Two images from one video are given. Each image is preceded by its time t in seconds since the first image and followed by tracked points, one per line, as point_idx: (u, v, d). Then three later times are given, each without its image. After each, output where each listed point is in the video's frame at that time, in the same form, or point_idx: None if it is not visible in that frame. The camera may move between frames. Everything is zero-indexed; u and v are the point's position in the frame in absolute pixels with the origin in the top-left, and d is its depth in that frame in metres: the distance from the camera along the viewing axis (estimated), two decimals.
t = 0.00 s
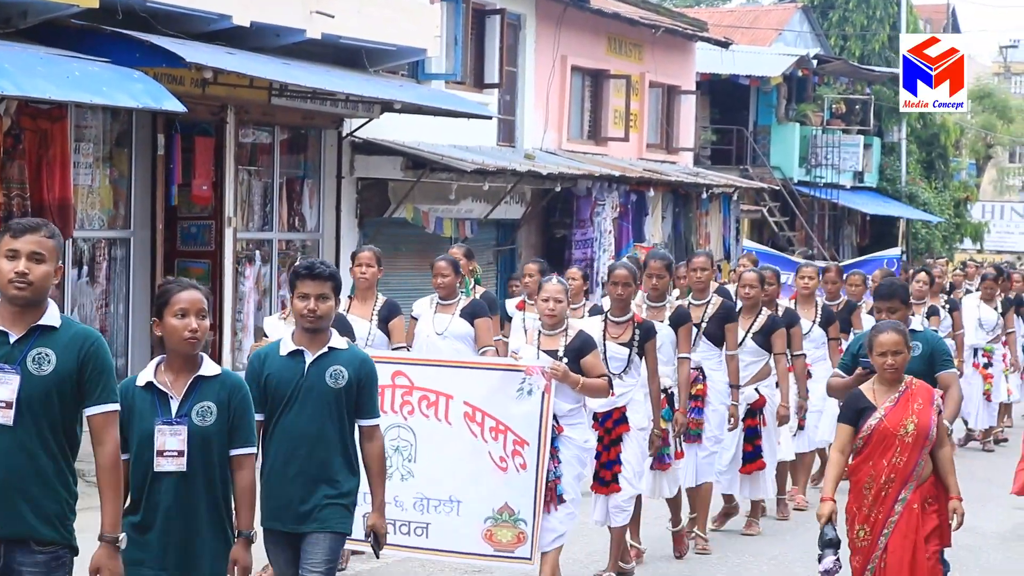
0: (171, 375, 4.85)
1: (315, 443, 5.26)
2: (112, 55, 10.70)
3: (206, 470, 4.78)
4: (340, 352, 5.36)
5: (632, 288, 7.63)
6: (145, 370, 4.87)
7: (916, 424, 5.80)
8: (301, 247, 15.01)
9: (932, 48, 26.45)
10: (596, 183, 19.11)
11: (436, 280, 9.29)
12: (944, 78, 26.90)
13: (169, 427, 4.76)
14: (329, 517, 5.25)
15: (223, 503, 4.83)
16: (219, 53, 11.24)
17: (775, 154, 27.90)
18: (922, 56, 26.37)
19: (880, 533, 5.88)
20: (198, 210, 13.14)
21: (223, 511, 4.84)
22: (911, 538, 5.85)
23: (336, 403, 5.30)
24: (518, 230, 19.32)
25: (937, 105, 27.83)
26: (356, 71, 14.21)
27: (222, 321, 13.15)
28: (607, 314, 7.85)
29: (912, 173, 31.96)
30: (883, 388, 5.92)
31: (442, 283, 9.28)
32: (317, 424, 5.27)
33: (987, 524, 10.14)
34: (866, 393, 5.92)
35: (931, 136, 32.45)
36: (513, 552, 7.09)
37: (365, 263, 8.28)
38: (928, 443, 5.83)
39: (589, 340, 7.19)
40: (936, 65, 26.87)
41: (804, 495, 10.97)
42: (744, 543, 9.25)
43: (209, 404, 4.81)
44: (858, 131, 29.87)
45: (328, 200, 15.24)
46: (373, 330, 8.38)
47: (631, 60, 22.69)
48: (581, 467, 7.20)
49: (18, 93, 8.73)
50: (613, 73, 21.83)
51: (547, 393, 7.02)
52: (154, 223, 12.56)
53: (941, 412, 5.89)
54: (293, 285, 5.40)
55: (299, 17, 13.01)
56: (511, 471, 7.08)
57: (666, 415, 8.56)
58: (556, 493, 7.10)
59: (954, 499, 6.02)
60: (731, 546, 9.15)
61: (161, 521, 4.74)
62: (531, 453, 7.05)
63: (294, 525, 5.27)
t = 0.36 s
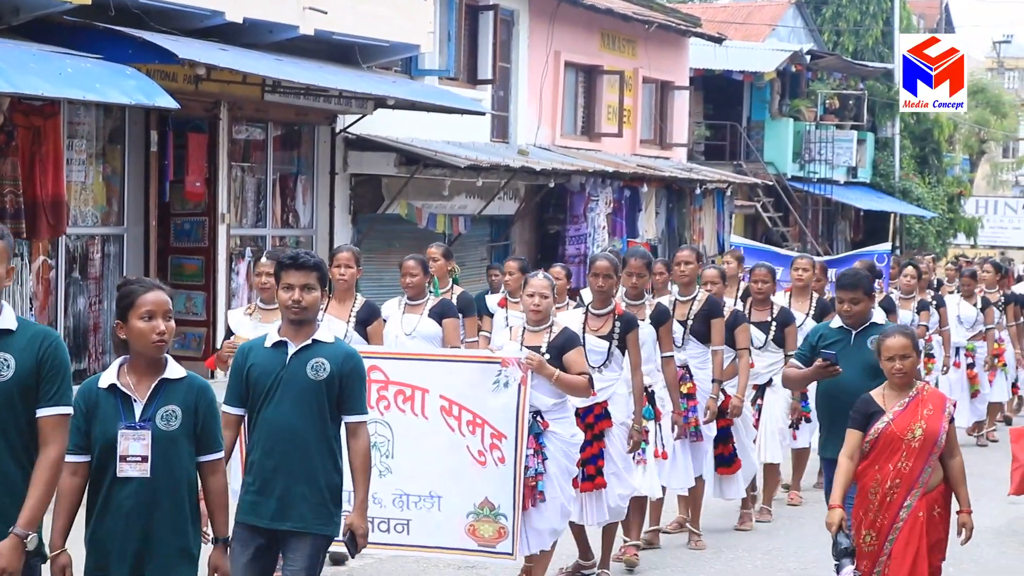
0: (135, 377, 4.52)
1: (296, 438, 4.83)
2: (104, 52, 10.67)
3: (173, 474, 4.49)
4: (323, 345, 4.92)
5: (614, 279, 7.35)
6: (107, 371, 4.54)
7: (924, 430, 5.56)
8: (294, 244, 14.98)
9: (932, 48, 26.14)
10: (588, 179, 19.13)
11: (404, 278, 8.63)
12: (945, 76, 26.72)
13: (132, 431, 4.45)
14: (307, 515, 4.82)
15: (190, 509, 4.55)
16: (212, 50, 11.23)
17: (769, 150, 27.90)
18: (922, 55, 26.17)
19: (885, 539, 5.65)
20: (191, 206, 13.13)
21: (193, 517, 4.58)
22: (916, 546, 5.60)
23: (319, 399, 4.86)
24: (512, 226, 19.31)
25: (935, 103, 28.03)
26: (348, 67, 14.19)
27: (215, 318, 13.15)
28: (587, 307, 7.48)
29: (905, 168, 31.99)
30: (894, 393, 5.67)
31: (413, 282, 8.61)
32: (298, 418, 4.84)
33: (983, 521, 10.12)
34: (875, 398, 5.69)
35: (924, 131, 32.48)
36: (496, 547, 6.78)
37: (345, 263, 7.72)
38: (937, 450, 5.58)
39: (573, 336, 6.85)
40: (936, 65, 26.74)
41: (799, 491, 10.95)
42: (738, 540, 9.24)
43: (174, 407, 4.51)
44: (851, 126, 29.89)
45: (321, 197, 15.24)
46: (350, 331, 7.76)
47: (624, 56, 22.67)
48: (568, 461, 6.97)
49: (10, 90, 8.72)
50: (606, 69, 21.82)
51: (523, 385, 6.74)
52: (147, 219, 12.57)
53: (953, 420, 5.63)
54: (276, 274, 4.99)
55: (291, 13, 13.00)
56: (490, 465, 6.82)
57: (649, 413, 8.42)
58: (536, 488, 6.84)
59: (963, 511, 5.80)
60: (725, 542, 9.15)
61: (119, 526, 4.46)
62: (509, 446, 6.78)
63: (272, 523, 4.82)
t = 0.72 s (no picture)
0: (122, 378, 4.52)
1: (277, 440, 4.83)
2: (102, 48, 10.68)
3: (149, 479, 4.45)
4: (307, 345, 4.91)
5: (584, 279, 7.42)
6: (94, 371, 4.54)
7: (944, 432, 5.69)
8: (293, 240, 14.99)
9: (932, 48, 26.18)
10: (586, 177, 19.06)
11: (380, 272, 8.78)
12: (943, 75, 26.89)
13: (113, 433, 4.42)
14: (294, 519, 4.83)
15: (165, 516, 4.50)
16: (211, 46, 11.23)
17: (767, 147, 27.88)
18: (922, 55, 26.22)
19: (903, 541, 5.78)
20: (190, 204, 13.14)
21: (170, 525, 4.53)
22: (935, 548, 5.72)
23: (299, 400, 4.85)
24: (510, 222, 19.30)
25: (937, 100, 27.98)
26: (346, 64, 14.19)
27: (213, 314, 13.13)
28: (559, 308, 7.54)
29: (903, 164, 31.99)
30: (916, 392, 5.81)
31: (388, 276, 8.76)
32: (279, 421, 4.84)
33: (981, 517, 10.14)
34: (897, 397, 5.83)
35: (922, 128, 32.48)
36: (470, 555, 6.94)
37: (336, 257, 8.07)
38: (957, 451, 5.71)
39: (555, 337, 6.96)
40: (936, 65, 26.87)
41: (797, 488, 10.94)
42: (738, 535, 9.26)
43: (159, 412, 4.49)
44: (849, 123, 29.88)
45: (320, 193, 15.24)
46: (338, 325, 8.15)
47: (622, 52, 22.67)
48: (552, 466, 7.06)
49: (8, 86, 8.72)
50: (604, 66, 21.82)
51: (503, 391, 6.90)
52: (145, 216, 12.58)
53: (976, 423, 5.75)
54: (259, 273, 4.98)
55: (290, 9, 13.00)
56: (468, 471, 6.98)
57: (634, 411, 8.31)
58: (530, 494, 6.98)
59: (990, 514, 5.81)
60: (724, 539, 9.14)
61: (96, 530, 4.42)
62: (487, 453, 6.94)
63: (259, 526, 4.83)
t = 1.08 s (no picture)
0: (90, 385, 4.38)
1: (245, 445, 4.78)
2: (103, 47, 10.68)
3: (119, 488, 4.33)
4: (269, 344, 4.84)
5: (553, 275, 7.33)
6: (61, 378, 4.40)
7: (939, 442, 5.58)
8: (293, 240, 14.99)
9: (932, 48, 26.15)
10: (586, 178, 19.08)
11: (368, 274, 8.50)
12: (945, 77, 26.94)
13: (80, 442, 4.30)
14: (265, 524, 4.80)
15: (136, 517, 4.37)
16: (211, 45, 11.24)
17: (767, 148, 27.89)
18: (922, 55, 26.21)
19: (901, 557, 5.66)
20: (190, 203, 13.14)
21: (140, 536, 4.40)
22: (933, 564, 5.60)
23: (265, 404, 4.80)
24: (510, 223, 19.28)
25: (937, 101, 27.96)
26: (347, 63, 14.18)
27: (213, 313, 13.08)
28: (530, 303, 7.39)
29: (903, 166, 32.00)
30: (910, 403, 5.73)
31: (375, 279, 8.47)
32: (246, 427, 4.78)
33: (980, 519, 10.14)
34: (891, 408, 5.76)
35: (923, 130, 32.50)
36: (450, 555, 6.85)
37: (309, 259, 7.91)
38: (952, 462, 5.60)
39: (525, 333, 6.89)
40: (936, 65, 26.87)
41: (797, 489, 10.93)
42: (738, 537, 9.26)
43: (128, 418, 4.34)
44: (849, 124, 29.88)
45: (320, 193, 15.25)
46: (313, 329, 7.88)
47: (623, 53, 22.67)
48: (518, 465, 7.05)
49: (9, 84, 8.72)
50: (605, 66, 21.82)
51: (478, 388, 6.81)
52: (147, 215, 12.58)
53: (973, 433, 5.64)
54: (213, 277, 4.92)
55: (291, 9, 13.00)
56: (443, 470, 6.87)
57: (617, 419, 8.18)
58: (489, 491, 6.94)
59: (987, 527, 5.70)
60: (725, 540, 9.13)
61: (65, 543, 4.30)
62: (463, 451, 6.84)
63: (229, 535, 4.79)
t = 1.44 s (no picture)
0: (44, 387, 4.11)
1: (220, 455, 4.56)
2: (103, 50, 10.67)
3: (86, 491, 4.08)
4: (241, 351, 4.65)
5: (538, 282, 7.13)
6: (12, 382, 4.11)
7: (921, 443, 5.39)
8: (292, 243, 14.99)
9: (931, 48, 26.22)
10: (587, 179, 19.15)
11: (348, 280, 8.17)
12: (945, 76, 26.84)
13: (42, 447, 4.02)
14: (234, 530, 4.55)
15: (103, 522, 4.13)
16: (211, 49, 11.23)
17: (767, 151, 27.88)
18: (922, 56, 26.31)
19: (880, 558, 5.46)
20: (189, 206, 13.16)
21: (108, 543, 4.16)
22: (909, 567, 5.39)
23: (240, 415, 4.60)
24: (510, 226, 19.28)
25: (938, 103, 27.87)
26: (347, 67, 14.19)
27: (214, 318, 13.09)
28: (518, 312, 7.25)
29: (903, 169, 32.02)
30: (893, 404, 5.52)
31: (355, 284, 8.15)
32: (220, 438, 4.56)
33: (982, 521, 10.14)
34: (875, 409, 5.55)
35: (922, 133, 32.53)
36: (425, 571, 6.62)
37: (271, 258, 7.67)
38: (934, 464, 5.38)
39: (509, 342, 6.61)
40: (936, 65, 26.85)
41: (798, 493, 10.92)
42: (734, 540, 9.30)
43: (88, 419, 4.10)
44: (849, 127, 29.90)
45: (319, 196, 15.24)
46: (280, 331, 7.65)
47: (622, 56, 22.68)
48: (500, 478, 6.69)
49: (9, 88, 8.72)
50: (605, 69, 21.82)
51: (459, 399, 6.54)
52: (146, 219, 12.58)
53: (957, 435, 5.43)
54: (186, 281, 4.72)
55: (290, 12, 13.00)
56: (422, 482, 6.64)
57: (589, 419, 8.03)
58: (473, 507, 6.60)
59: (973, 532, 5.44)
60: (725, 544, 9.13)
61: (27, 554, 4.03)
62: (443, 464, 6.59)
63: (201, 547, 4.56)
